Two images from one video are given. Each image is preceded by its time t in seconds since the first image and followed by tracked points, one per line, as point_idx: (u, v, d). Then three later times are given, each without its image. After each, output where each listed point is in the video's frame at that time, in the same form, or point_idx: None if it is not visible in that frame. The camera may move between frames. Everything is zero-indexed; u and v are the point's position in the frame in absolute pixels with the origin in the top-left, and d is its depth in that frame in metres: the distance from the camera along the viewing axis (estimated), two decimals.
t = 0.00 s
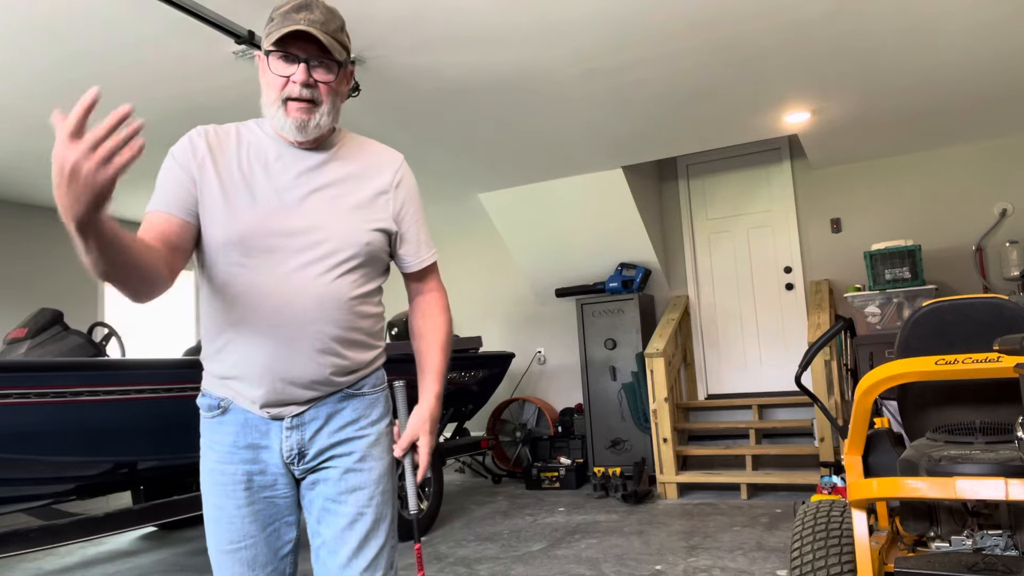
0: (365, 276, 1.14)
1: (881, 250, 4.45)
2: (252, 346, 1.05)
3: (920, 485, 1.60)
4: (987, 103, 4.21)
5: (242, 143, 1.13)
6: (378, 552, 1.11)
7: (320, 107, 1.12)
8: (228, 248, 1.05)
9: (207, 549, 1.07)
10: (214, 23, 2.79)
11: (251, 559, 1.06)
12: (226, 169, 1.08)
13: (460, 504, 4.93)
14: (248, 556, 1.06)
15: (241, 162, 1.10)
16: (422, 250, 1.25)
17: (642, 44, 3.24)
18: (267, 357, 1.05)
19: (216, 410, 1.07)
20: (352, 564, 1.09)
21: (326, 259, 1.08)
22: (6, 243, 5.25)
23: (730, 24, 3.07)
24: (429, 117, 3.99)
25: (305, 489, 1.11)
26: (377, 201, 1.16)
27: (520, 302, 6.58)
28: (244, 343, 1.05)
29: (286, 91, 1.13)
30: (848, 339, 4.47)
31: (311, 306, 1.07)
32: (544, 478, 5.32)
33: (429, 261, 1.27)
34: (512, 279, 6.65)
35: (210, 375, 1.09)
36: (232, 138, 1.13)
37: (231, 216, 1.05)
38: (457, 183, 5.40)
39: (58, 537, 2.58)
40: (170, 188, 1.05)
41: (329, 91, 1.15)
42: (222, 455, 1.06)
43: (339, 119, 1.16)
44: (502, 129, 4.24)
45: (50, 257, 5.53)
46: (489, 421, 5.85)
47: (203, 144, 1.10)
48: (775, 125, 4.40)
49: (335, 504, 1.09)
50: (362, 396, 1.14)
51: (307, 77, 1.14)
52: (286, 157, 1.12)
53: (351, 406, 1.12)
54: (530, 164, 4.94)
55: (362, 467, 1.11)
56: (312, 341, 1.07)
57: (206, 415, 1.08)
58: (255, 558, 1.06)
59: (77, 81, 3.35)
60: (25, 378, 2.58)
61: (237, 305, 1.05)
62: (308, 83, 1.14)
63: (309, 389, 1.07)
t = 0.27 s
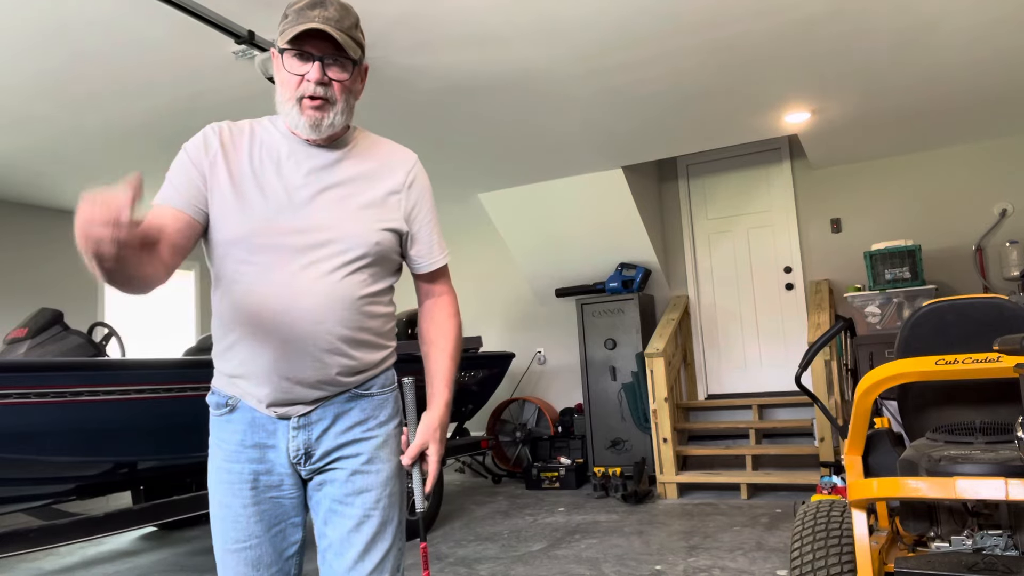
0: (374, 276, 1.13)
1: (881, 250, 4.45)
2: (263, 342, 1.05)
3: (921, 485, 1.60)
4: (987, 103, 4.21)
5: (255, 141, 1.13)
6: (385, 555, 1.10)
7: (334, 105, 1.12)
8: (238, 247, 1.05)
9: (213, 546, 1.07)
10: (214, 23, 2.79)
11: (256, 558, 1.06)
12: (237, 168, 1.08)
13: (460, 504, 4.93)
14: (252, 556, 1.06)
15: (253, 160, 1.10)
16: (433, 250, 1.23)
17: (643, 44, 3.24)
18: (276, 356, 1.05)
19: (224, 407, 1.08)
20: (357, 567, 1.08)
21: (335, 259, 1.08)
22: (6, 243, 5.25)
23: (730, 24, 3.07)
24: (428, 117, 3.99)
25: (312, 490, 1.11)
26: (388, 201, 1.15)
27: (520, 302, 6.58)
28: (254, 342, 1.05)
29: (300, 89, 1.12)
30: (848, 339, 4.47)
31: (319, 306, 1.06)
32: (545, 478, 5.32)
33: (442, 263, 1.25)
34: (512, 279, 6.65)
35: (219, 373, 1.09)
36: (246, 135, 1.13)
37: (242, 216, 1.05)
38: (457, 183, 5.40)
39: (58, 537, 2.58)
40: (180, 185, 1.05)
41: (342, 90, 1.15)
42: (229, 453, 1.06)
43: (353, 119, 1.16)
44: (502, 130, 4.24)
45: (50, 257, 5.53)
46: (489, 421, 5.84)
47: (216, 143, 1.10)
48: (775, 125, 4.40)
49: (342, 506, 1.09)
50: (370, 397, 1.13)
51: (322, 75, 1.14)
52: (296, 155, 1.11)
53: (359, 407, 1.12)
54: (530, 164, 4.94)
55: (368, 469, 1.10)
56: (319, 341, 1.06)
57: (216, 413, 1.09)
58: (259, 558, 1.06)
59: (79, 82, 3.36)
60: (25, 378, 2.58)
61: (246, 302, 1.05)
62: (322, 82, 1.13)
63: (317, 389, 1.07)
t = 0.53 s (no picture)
0: (385, 275, 1.12)
1: (882, 249, 4.45)
2: (273, 343, 1.05)
3: (920, 485, 1.60)
4: (987, 103, 4.21)
5: (266, 141, 1.12)
6: (392, 558, 1.09)
7: (345, 105, 1.11)
8: (249, 249, 1.06)
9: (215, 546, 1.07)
10: (214, 23, 2.79)
11: (258, 558, 1.05)
12: (248, 169, 1.08)
13: (460, 504, 4.93)
14: (254, 557, 1.05)
15: (261, 161, 1.09)
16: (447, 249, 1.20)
17: (643, 44, 3.24)
18: (287, 357, 1.05)
19: (233, 405, 1.08)
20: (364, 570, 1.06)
21: (344, 260, 1.07)
22: (6, 243, 5.25)
23: (730, 24, 3.07)
24: (428, 117, 3.99)
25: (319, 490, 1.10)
26: (398, 200, 1.13)
27: (520, 302, 6.58)
28: (265, 343, 1.05)
29: (312, 89, 1.12)
30: (848, 339, 4.47)
31: (327, 307, 1.06)
32: (544, 478, 5.32)
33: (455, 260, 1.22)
34: (512, 279, 6.65)
35: (232, 372, 1.10)
36: (255, 136, 1.12)
37: (252, 217, 1.05)
38: (457, 183, 5.40)
39: (58, 537, 2.58)
40: (192, 189, 1.06)
41: (353, 89, 1.14)
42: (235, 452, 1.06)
43: (364, 118, 1.15)
44: (502, 130, 4.24)
45: (50, 257, 5.53)
46: (489, 421, 5.84)
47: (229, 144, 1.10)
48: (775, 125, 4.40)
49: (349, 507, 1.08)
50: (379, 398, 1.12)
51: (333, 75, 1.13)
52: (308, 156, 1.11)
53: (367, 407, 1.11)
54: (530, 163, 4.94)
55: (376, 471, 1.08)
56: (328, 342, 1.06)
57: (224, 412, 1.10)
58: (261, 559, 1.05)
59: (79, 82, 3.36)
60: (25, 377, 2.58)
61: (258, 304, 1.05)
62: (334, 81, 1.13)
63: (326, 390, 1.07)
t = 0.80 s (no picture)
0: (388, 276, 1.12)
1: (881, 250, 4.46)
2: (277, 345, 1.06)
3: (920, 485, 1.60)
4: (988, 103, 4.21)
5: (269, 144, 1.12)
6: (397, 557, 1.07)
7: (348, 108, 1.12)
8: (253, 252, 1.06)
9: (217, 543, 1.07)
10: (214, 23, 2.79)
11: (260, 556, 1.05)
12: (251, 171, 1.08)
13: (460, 504, 4.93)
14: (255, 556, 1.05)
15: (266, 164, 1.10)
16: (451, 246, 1.17)
17: (643, 44, 3.24)
18: (291, 359, 1.06)
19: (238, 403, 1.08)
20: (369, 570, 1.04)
21: (347, 262, 1.07)
22: (6, 243, 5.24)
23: (730, 24, 3.07)
24: (428, 117, 3.99)
25: (326, 488, 1.08)
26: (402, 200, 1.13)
27: (520, 302, 6.58)
28: (269, 345, 1.06)
29: (313, 92, 1.12)
30: (847, 339, 4.47)
31: (331, 309, 1.06)
32: (544, 478, 5.32)
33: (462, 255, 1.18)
34: (512, 279, 6.65)
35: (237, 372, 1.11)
36: (258, 139, 1.13)
37: (256, 220, 1.06)
38: (457, 183, 5.40)
39: (58, 537, 2.58)
40: (196, 192, 1.07)
41: (355, 92, 1.14)
42: (239, 449, 1.06)
43: (367, 120, 1.16)
44: (502, 130, 4.24)
45: (50, 257, 5.53)
46: (489, 421, 5.84)
47: (232, 147, 1.10)
48: (776, 125, 4.40)
49: (355, 506, 1.07)
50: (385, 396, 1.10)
51: (335, 78, 1.14)
52: (311, 158, 1.11)
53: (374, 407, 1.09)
54: (530, 163, 4.94)
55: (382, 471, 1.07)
56: (332, 343, 1.06)
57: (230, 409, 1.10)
58: (259, 559, 1.05)
59: (80, 82, 3.36)
60: (25, 377, 2.58)
61: (263, 306, 1.06)
62: (335, 84, 1.13)
63: (330, 391, 1.06)
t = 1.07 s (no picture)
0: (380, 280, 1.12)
1: (881, 250, 4.46)
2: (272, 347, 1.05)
3: (920, 485, 1.60)
4: (987, 103, 4.21)
5: (261, 148, 1.13)
6: (391, 551, 1.10)
7: (326, 110, 1.12)
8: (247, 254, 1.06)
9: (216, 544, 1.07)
10: (214, 23, 2.79)
11: (260, 556, 1.05)
12: (243, 173, 1.08)
13: (460, 504, 4.93)
14: (254, 555, 1.05)
15: (260, 167, 1.10)
16: (434, 248, 1.15)
17: (643, 44, 3.24)
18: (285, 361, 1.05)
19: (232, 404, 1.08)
20: (365, 563, 1.08)
21: (341, 262, 1.07)
22: (6, 243, 5.25)
23: (730, 24, 3.07)
24: (428, 117, 3.99)
25: (321, 486, 1.11)
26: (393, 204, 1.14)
27: (521, 302, 6.58)
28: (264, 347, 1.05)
29: (291, 96, 1.13)
30: (847, 339, 4.47)
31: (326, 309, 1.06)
32: (544, 478, 5.32)
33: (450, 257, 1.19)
34: (512, 279, 6.65)
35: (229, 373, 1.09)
36: (252, 143, 1.13)
37: (249, 222, 1.06)
38: (457, 183, 5.40)
39: (58, 537, 2.58)
40: (190, 194, 1.07)
41: (333, 95, 1.14)
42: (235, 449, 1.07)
43: (347, 121, 1.15)
44: (502, 130, 4.24)
45: (51, 257, 5.53)
46: (489, 421, 5.84)
47: (223, 150, 1.10)
48: (776, 125, 4.40)
49: (349, 502, 1.09)
50: (376, 396, 1.13)
51: (312, 81, 1.14)
52: (302, 164, 1.13)
53: (366, 406, 1.11)
54: (530, 163, 4.94)
55: (376, 467, 1.11)
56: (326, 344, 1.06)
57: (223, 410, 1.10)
58: (260, 556, 1.05)
59: (80, 82, 3.36)
60: (25, 378, 2.59)
61: (257, 309, 1.06)
62: (313, 87, 1.13)
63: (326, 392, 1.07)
